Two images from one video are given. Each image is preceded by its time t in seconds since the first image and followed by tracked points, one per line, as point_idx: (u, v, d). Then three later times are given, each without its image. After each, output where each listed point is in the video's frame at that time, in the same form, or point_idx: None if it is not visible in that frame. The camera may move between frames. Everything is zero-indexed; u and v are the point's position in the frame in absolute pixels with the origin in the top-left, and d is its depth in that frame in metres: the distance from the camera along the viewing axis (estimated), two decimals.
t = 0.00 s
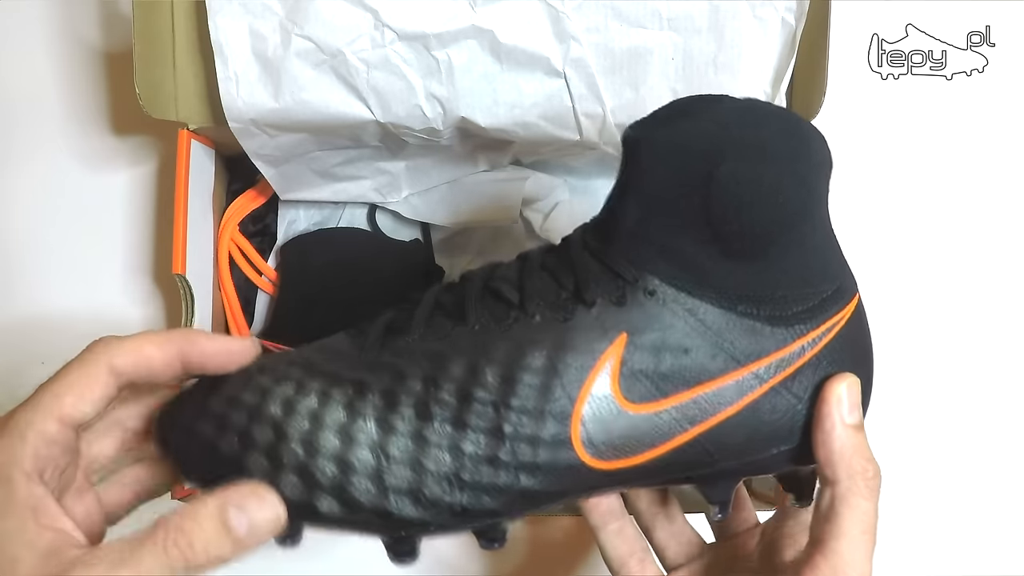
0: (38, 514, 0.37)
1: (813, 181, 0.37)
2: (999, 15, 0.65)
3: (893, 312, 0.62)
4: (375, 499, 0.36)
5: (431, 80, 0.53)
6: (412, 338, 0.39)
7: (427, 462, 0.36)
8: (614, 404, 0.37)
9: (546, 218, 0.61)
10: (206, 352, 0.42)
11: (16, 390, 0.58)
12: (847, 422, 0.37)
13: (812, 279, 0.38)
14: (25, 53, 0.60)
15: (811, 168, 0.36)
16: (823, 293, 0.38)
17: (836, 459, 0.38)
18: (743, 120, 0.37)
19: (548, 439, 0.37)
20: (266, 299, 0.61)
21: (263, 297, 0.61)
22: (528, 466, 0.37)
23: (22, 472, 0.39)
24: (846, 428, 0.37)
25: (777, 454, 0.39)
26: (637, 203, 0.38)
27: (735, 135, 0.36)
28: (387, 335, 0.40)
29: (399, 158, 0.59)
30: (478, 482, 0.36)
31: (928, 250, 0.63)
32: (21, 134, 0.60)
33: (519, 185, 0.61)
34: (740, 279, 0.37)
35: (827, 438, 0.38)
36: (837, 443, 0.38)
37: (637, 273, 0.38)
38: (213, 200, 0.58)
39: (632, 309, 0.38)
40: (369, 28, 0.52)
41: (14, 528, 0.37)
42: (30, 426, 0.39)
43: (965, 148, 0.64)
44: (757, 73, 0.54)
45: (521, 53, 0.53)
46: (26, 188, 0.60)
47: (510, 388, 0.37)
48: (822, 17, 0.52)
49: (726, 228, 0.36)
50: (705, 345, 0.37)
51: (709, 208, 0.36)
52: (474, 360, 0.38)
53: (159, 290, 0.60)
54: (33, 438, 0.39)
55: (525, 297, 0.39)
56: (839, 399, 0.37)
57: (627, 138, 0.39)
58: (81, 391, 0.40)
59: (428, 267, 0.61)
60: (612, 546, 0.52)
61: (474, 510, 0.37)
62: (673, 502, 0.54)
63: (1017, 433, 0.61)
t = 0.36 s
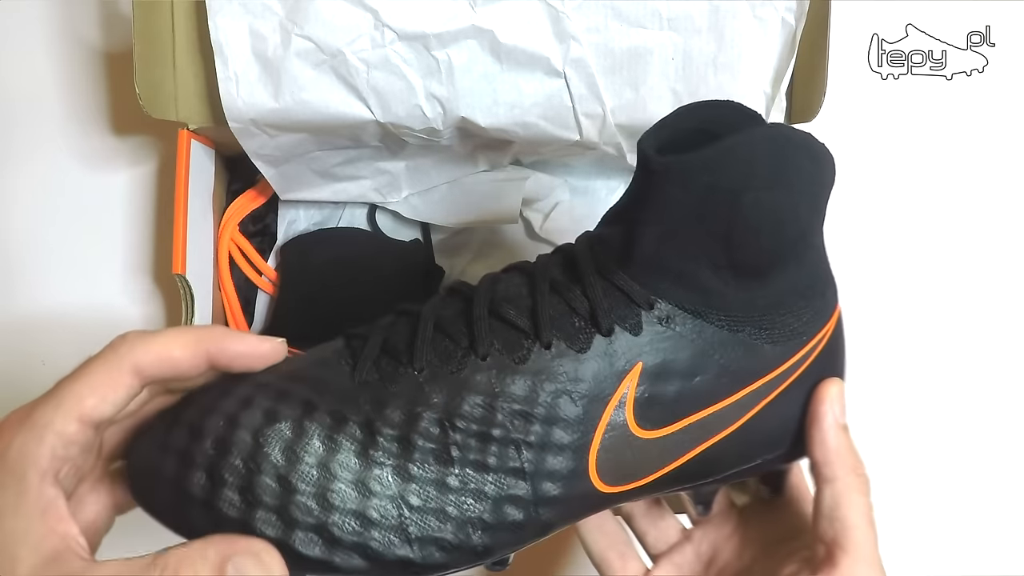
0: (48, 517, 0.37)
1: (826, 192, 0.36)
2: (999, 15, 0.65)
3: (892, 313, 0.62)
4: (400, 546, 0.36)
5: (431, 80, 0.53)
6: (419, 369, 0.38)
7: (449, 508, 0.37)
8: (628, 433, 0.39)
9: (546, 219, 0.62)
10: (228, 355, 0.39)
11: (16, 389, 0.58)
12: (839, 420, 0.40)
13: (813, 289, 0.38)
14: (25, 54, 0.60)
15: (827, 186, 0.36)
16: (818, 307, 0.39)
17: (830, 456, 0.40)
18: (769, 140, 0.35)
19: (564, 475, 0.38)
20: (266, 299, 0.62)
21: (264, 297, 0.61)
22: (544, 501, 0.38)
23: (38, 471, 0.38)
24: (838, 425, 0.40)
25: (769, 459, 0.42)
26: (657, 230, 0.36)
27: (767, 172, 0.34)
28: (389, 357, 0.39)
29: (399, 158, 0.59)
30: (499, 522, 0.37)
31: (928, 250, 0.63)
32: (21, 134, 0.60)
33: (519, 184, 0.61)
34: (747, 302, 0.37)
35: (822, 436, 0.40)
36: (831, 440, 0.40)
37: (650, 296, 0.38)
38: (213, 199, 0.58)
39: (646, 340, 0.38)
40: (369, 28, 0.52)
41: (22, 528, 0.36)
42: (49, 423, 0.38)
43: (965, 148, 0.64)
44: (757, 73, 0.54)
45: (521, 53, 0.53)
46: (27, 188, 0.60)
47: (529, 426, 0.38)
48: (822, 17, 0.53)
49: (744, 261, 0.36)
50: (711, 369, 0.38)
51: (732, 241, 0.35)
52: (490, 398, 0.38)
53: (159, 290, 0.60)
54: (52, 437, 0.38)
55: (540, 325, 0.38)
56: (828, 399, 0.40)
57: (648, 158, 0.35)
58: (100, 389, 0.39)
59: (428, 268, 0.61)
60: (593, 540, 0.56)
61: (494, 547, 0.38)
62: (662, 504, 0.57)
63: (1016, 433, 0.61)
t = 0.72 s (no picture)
0: (28, 556, 0.39)
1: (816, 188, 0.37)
2: (999, 15, 0.65)
3: (892, 313, 0.62)
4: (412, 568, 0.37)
5: (431, 80, 0.53)
6: (417, 387, 0.38)
7: (455, 528, 0.37)
8: (630, 440, 0.39)
9: (545, 219, 0.62)
10: (202, 386, 0.39)
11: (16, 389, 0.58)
12: (819, 410, 0.41)
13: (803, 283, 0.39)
14: (25, 54, 0.60)
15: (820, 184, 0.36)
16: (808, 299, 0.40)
17: (806, 443, 0.41)
18: (769, 144, 0.34)
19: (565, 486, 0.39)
20: (266, 299, 0.62)
21: (264, 297, 0.61)
22: (545, 512, 0.39)
23: (11, 508, 0.39)
24: (817, 415, 0.41)
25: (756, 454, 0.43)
26: (656, 234, 0.36)
27: (766, 176, 0.34)
28: (384, 369, 0.39)
29: (399, 158, 0.59)
30: (503, 538, 0.38)
31: (928, 250, 0.63)
32: (21, 134, 0.60)
33: (519, 184, 0.61)
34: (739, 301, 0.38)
35: (800, 425, 0.41)
36: (809, 428, 0.41)
37: (647, 302, 0.38)
38: (213, 199, 0.58)
39: (644, 346, 0.39)
40: (369, 28, 0.52)
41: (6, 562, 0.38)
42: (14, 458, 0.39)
43: (965, 148, 0.64)
44: (757, 73, 0.54)
45: (521, 53, 0.53)
46: (27, 188, 0.60)
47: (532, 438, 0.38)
48: (822, 17, 0.53)
49: (738, 262, 0.36)
50: (704, 369, 0.39)
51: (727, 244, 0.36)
52: (492, 413, 0.38)
53: (159, 290, 0.60)
54: (21, 473, 0.39)
55: (540, 336, 0.38)
56: (817, 390, 0.41)
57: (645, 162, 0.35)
58: (65, 423, 0.39)
59: (428, 268, 0.61)
60: (583, 536, 0.57)
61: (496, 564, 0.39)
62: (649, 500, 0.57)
63: (1016, 433, 0.61)
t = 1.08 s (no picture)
0: None
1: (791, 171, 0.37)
2: (999, 15, 0.65)
3: (892, 313, 0.62)
4: (398, 524, 0.37)
5: (431, 80, 0.53)
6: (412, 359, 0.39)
7: (450, 480, 0.37)
8: (621, 406, 0.38)
9: (546, 219, 0.61)
10: (235, 435, 0.37)
11: (16, 389, 0.58)
12: (828, 406, 0.38)
13: (797, 273, 0.38)
14: (25, 54, 0.60)
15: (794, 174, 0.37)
16: (804, 288, 0.39)
17: (810, 439, 0.39)
18: (727, 123, 0.37)
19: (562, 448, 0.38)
20: (267, 299, 0.61)
21: (264, 297, 0.61)
22: (543, 477, 0.38)
23: (27, 559, 0.35)
24: (825, 411, 0.38)
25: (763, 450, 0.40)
26: (630, 209, 0.38)
27: (727, 147, 0.36)
28: (383, 355, 0.40)
29: (399, 158, 0.59)
30: (499, 497, 0.38)
31: (928, 250, 0.63)
32: (21, 134, 0.60)
33: (518, 185, 0.61)
34: (727, 280, 0.38)
35: (807, 418, 0.39)
36: (815, 423, 0.38)
37: (632, 275, 0.38)
38: (213, 199, 0.58)
39: (633, 315, 0.38)
40: (369, 28, 0.52)
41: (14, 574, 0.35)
42: (20, 501, 0.35)
43: (965, 148, 0.64)
44: (757, 73, 0.54)
45: (521, 53, 0.53)
46: (27, 188, 0.60)
47: (523, 401, 0.38)
48: (822, 17, 0.53)
49: (716, 233, 0.36)
50: (699, 344, 0.38)
51: (700, 212, 0.36)
52: (481, 375, 0.38)
53: (159, 290, 0.60)
54: (44, 524, 0.35)
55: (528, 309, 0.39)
56: (825, 384, 0.39)
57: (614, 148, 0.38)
58: (90, 470, 0.36)
59: (427, 268, 0.61)
60: (599, 552, 0.56)
61: (498, 525, 0.38)
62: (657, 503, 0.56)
63: (1016, 433, 0.61)
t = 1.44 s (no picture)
0: None
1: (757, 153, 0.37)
2: (999, 15, 0.65)
3: (893, 313, 0.62)
4: (352, 503, 0.38)
5: (431, 79, 0.53)
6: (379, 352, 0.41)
7: (401, 465, 0.38)
8: (579, 398, 0.38)
9: (545, 218, 0.62)
10: (314, 441, 0.36)
11: (15, 389, 0.58)
12: (810, 409, 0.37)
13: (772, 267, 0.38)
14: (26, 54, 0.60)
15: (760, 162, 0.37)
16: (785, 279, 0.38)
17: (791, 442, 0.38)
18: (679, 115, 0.37)
19: (518, 435, 0.38)
20: (266, 298, 0.62)
21: (264, 297, 0.61)
22: (499, 464, 0.38)
23: None
24: (808, 414, 0.37)
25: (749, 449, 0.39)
26: (591, 207, 0.38)
27: (676, 137, 0.37)
28: (359, 352, 0.41)
29: (399, 158, 0.59)
30: (454, 481, 0.38)
31: (928, 250, 0.63)
32: (21, 134, 0.60)
33: (518, 185, 0.61)
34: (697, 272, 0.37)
35: (788, 419, 0.38)
36: (796, 426, 0.37)
37: (596, 274, 0.38)
38: (213, 199, 0.58)
39: (592, 308, 0.38)
40: (369, 28, 0.52)
41: None
42: (111, 518, 0.30)
43: (965, 148, 0.64)
44: (757, 73, 0.54)
45: (521, 52, 0.53)
46: (27, 189, 0.60)
47: (478, 390, 0.38)
48: (822, 17, 0.52)
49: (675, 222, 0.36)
50: (667, 340, 0.38)
51: (657, 204, 0.36)
52: (440, 364, 0.39)
53: (159, 290, 0.60)
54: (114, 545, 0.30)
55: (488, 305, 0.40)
56: (806, 385, 0.37)
57: (575, 148, 0.39)
58: (182, 484, 0.31)
59: (427, 267, 0.61)
60: (593, 553, 0.53)
61: (450, 510, 0.38)
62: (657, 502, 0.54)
63: (1016, 433, 0.61)
